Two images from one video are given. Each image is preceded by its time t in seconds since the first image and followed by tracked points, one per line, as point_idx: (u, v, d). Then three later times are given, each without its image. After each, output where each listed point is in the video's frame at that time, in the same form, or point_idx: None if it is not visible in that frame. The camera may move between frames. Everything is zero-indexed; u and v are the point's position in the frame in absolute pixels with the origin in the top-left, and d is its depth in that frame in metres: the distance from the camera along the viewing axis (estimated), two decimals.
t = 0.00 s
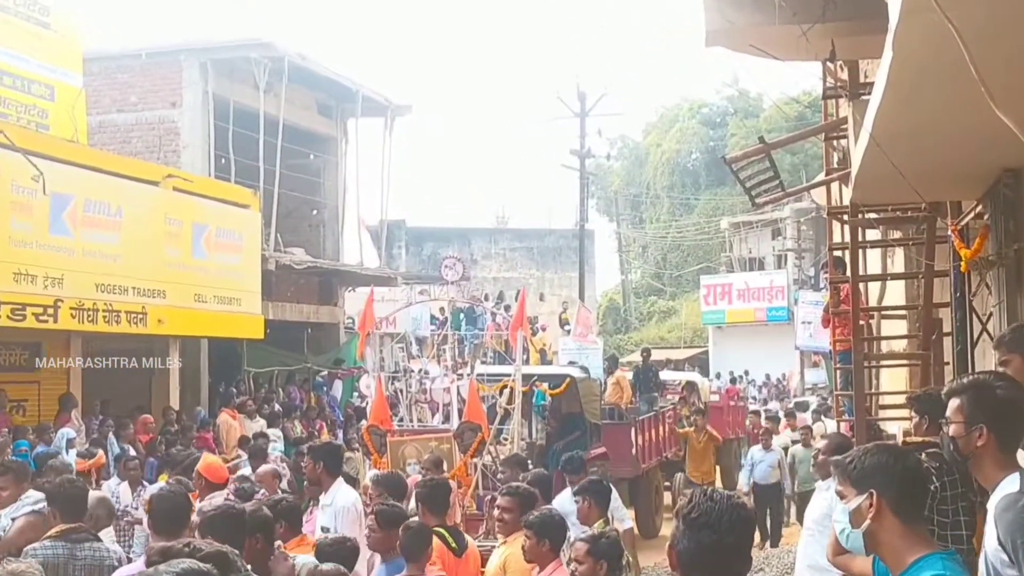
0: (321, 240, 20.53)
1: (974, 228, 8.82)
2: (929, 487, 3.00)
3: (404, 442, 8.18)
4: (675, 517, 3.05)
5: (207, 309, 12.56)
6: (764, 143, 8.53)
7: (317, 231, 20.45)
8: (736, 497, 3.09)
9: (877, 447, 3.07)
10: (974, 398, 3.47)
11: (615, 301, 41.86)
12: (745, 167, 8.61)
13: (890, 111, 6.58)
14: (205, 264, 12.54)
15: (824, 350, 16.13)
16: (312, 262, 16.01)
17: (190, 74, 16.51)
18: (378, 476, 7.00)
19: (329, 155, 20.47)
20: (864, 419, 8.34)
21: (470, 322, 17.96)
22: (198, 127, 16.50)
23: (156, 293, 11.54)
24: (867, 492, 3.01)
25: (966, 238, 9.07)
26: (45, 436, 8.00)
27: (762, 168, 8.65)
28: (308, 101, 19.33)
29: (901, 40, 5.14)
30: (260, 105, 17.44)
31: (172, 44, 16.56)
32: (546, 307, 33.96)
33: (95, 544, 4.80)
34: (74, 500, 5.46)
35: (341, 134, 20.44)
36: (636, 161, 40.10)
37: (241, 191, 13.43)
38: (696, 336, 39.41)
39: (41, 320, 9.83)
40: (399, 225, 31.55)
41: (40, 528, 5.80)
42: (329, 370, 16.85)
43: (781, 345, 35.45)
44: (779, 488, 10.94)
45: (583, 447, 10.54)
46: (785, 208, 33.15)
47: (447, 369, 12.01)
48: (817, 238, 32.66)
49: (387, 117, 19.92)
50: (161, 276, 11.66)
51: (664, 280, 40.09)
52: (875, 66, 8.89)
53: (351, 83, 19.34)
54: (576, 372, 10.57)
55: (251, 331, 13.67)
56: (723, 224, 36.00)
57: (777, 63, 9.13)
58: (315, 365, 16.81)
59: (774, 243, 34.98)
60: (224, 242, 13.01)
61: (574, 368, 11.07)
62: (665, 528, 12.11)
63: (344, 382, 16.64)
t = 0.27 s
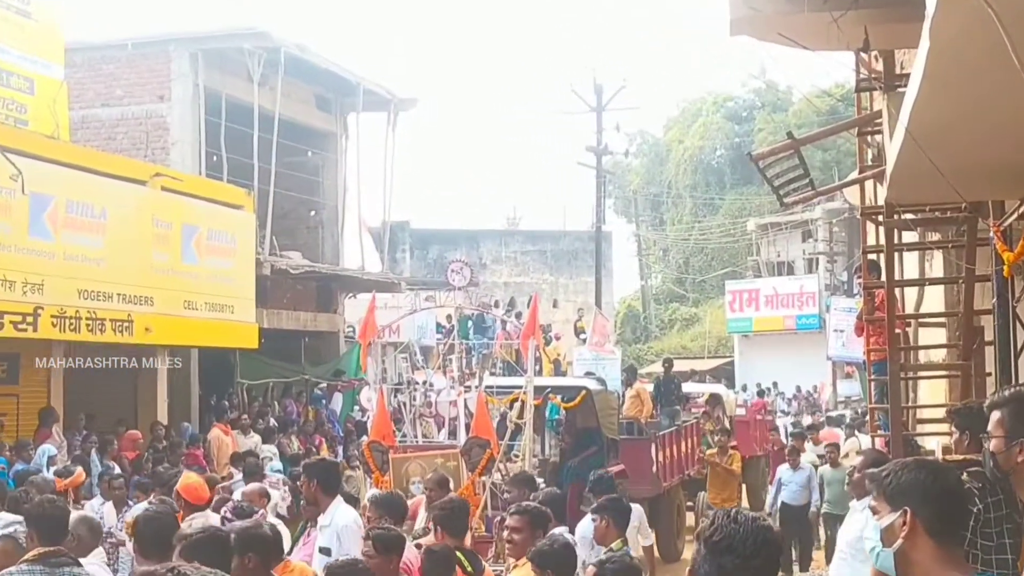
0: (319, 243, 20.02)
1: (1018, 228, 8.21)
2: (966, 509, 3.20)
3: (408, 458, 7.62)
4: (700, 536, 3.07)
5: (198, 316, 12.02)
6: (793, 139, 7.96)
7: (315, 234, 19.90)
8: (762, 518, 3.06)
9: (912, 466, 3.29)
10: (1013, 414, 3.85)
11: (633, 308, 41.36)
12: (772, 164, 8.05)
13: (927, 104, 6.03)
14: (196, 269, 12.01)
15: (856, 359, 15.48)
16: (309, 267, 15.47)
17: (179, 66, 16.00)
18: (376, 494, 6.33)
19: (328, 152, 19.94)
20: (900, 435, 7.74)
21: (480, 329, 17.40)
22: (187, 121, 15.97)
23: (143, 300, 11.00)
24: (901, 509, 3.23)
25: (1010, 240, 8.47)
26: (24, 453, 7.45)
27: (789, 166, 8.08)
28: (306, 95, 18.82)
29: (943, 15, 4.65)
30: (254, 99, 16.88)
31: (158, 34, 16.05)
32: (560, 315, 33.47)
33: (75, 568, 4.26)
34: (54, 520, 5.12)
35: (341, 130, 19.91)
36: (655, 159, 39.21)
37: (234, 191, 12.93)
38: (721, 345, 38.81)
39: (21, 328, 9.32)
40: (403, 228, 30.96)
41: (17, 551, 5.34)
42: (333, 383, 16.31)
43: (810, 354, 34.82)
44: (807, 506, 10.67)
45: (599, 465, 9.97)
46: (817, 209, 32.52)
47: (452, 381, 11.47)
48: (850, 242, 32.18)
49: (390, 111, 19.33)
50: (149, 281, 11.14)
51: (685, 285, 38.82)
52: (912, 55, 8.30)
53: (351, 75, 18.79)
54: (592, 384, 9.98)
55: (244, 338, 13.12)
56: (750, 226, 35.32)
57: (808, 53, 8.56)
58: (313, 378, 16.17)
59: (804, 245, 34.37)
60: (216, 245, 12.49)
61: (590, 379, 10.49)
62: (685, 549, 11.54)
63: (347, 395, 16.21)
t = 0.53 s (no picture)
0: (319, 245, 19.66)
1: None
2: (988, 519, 3.17)
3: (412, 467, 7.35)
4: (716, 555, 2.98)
5: (192, 321, 11.71)
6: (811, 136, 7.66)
7: (314, 235, 19.57)
8: (773, 529, 3.05)
9: (933, 476, 3.27)
10: None
11: (645, 311, 41.08)
12: (789, 162, 7.75)
13: (954, 97, 5.72)
14: (191, 272, 11.71)
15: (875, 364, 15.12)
16: (307, 270, 15.21)
17: (173, 61, 15.70)
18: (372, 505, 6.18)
19: (328, 150, 19.65)
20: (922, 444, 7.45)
21: (485, 333, 17.14)
22: (180, 117, 15.68)
23: (135, 304, 10.69)
24: (921, 519, 3.20)
25: None
26: (12, 464, 7.15)
27: (806, 163, 7.77)
28: (305, 91, 18.55)
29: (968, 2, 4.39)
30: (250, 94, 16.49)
31: (150, 28, 15.75)
32: (568, 318, 33.16)
33: None
34: (38, 534, 4.82)
35: (341, 128, 19.64)
36: (669, 156, 38.87)
37: (230, 190, 12.64)
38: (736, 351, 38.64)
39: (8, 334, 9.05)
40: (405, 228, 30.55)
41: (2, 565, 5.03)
42: (332, 390, 16.06)
43: (827, 359, 34.73)
44: (818, 523, 10.38)
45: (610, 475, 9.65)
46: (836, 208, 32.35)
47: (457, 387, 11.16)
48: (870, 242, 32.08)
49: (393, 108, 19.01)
50: (143, 283, 10.85)
51: (699, 287, 38.49)
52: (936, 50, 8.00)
53: (353, 70, 18.52)
54: (604, 390, 9.64)
55: (242, 344, 12.80)
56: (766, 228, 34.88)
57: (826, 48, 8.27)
58: (313, 386, 15.95)
59: (823, 246, 34.19)
60: (213, 247, 12.21)
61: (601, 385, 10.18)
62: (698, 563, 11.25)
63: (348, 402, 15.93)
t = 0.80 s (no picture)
0: (320, 245, 19.60)
1: None
2: (981, 518, 3.17)
3: (414, 467, 7.33)
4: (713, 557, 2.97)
5: (192, 322, 11.67)
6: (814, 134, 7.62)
7: (314, 235, 19.51)
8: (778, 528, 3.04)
9: (926, 476, 3.27)
10: None
11: (649, 310, 41.01)
12: (792, 160, 7.72)
13: (956, 99, 5.77)
14: (191, 272, 11.67)
15: (881, 363, 15.09)
16: (308, 269, 15.14)
17: (173, 60, 15.65)
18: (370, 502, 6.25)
19: (329, 149, 19.61)
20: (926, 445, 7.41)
21: (487, 332, 17.12)
22: (179, 116, 15.65)
23: (136, 304, 10.66)
24: (914, 519, 3.20)
25: None
26: (13, 465, 7.14)
27: (808, 162, 7.72)
28: (305, 90, 18.50)
29: None
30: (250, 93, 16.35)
31: (149, 27, 15.69)
32: (570, 318, 33.12)
33: None
34: (30, 535, 4.95)
35: (342, 127, 19.60)
36: (671, 154, 38.91)
37: (229, 189, 12.62)
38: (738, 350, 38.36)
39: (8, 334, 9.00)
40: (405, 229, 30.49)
41: None
42: (332, 390, 16.09)
43: (829, 357, 34.52)
44: (815, 520, 10.30)
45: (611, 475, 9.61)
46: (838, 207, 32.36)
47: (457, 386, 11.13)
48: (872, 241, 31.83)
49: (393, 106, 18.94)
50: (143, 283, 10.82)
51: (702, 286, 38.25)
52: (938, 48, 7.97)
53: (353, 70, 18.44)
54: (606, 389, 9.60)
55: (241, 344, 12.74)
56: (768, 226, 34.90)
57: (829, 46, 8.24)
58: (315, 385, 15.96)
59: (826, 244, 33.97)
60: (213, 246, 12.16)
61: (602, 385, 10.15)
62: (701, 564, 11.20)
63: (348, 402, 16.03)
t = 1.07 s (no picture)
0: (330, 243, 19.85)
1: None
2: (964, 506, 3.15)
3: (420, 459, 7.60)
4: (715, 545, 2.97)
5: (207, 319, 11.90)
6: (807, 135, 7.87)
7: (323, 233, 19.75)
8: (768, 513, 3.06)
9: (913, 464, 3.25)
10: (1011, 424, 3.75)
11: (646, 306, 41.29)
12: (785, 160, 7.97)
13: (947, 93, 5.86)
14: (205, 270, 11.90)
15: (873, 358, 15.34)
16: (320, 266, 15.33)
17: (186, 64, 15.92)
18: (383, 492, 6.45)
19: (336, 151, 19.89)
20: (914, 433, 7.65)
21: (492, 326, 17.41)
22: (193, 121, 15.93)
23: (152, 301, 10.88)
24: (899, 506, 3.18)
25: None
26: (34, 455, 7.44)
27: (802, 164, 7.95)
28: (314, 94, 18.74)
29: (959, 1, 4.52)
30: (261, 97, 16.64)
31: (165, 33, 15.97)
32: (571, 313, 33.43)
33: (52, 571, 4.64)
34: (31, 525, 5.20)
35: (349, 130, 19.91)
36: (669, 155, 39.55)
37: (244, 191, 12.86)
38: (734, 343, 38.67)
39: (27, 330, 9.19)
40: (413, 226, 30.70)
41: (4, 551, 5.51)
42: (342, 384, 15.86)
43: (821, 351, 34.78)
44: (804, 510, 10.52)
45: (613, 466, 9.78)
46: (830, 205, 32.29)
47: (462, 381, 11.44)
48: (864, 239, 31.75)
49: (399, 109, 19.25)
50: (158, 281, 11.06)
51: (699, 282, 38.46)
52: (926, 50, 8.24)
53: (361, 74, 18.65)
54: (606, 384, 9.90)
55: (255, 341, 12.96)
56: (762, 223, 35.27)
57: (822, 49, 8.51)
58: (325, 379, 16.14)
59: (819, 242, 34.07)
60: (226, 245, 12.39)
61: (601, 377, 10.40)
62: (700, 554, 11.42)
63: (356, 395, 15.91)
